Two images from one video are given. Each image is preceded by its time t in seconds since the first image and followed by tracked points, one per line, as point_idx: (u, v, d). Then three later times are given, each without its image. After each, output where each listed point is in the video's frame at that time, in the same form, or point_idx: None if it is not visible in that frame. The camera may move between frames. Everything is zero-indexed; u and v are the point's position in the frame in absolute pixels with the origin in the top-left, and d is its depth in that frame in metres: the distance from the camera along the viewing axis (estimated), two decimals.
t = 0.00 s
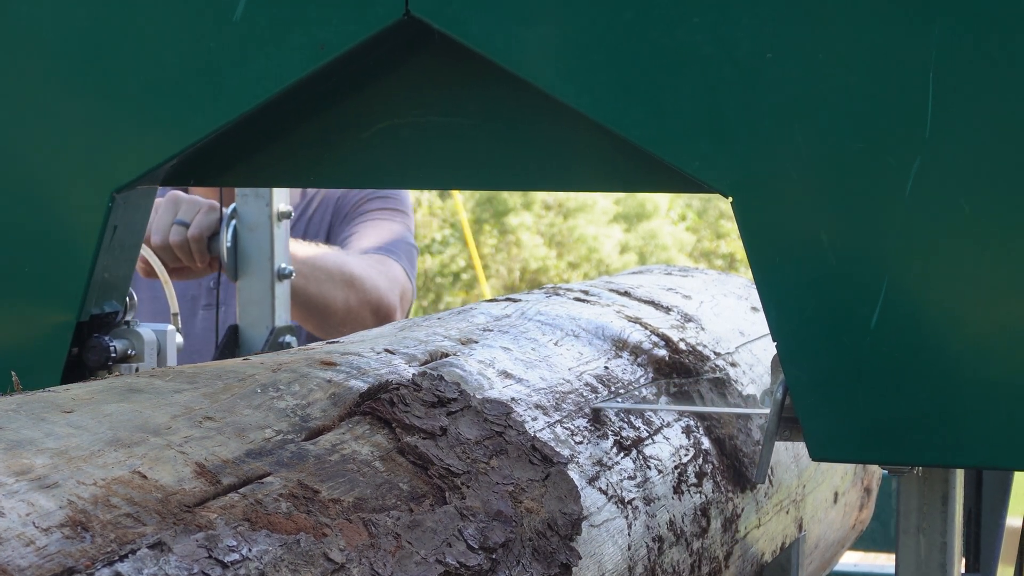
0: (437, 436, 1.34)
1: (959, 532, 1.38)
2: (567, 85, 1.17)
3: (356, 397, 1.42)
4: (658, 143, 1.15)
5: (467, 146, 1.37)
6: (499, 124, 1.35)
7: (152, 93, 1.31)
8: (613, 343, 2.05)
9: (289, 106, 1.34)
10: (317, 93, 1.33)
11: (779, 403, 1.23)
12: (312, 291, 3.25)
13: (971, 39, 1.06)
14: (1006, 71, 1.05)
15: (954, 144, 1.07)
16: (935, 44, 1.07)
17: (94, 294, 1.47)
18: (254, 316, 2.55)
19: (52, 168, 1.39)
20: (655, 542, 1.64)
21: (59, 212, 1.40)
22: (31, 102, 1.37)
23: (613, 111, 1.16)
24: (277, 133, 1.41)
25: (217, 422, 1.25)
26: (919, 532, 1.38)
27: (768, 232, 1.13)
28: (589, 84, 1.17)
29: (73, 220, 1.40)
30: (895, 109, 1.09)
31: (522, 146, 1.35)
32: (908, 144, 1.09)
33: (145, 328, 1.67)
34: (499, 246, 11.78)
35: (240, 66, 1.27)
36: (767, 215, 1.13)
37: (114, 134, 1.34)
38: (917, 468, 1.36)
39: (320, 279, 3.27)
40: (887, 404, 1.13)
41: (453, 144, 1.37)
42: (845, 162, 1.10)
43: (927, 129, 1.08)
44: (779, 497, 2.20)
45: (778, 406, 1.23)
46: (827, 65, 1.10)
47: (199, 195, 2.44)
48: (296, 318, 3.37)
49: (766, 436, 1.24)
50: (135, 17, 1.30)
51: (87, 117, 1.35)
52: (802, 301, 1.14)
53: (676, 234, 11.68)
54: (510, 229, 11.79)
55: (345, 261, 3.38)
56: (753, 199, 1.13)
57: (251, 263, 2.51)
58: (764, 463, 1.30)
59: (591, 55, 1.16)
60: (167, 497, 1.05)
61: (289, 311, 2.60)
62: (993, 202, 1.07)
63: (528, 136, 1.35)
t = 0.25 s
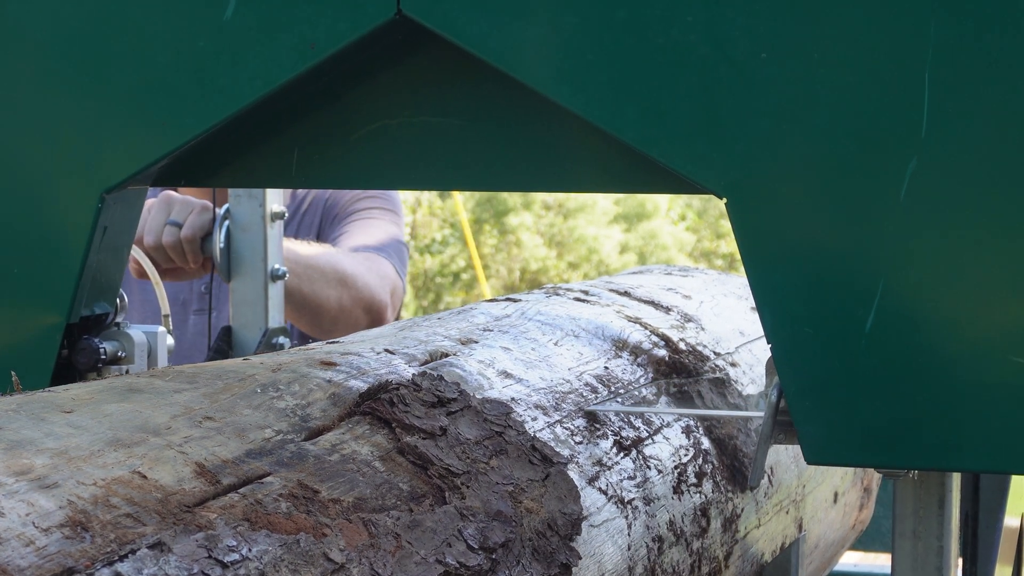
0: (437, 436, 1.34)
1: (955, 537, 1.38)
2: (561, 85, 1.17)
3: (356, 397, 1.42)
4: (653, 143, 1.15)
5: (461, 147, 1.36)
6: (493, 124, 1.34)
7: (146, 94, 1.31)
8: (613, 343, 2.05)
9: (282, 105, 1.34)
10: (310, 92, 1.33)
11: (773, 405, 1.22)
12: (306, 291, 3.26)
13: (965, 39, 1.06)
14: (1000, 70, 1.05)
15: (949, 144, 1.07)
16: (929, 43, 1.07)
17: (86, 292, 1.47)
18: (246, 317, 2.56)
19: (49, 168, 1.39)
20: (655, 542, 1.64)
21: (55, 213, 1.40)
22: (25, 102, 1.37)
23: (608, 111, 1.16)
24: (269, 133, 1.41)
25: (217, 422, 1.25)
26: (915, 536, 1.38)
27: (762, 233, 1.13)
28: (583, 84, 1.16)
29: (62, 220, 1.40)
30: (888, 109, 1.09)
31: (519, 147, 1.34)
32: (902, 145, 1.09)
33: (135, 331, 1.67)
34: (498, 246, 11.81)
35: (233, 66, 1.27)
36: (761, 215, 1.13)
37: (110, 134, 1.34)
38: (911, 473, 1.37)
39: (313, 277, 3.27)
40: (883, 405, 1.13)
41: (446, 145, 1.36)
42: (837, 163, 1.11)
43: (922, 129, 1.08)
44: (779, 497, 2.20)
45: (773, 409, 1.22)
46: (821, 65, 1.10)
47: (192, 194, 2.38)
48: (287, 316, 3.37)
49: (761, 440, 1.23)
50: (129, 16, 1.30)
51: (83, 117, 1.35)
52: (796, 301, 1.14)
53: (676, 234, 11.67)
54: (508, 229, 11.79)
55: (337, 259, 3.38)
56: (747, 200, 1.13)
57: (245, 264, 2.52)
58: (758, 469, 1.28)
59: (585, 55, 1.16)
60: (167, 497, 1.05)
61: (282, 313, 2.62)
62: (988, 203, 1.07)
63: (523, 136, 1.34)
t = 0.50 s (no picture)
0: (437, 436, 1.34)
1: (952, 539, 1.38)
2: (555, 85, 1.17)
3: (357, 397, 1.42)
4: (648, 143, 1.15)
5: (456, 147, 1.36)
6: (488, 124, 1.34)
7: (140, 94, 1.30)
8: (613, 343, 2.05)
9: (276, 104, 1.35)
10: (303, 91, 1.33)
11: (769, 408, 1.22)
12: (299, 291, 3.25)
13: (962, 39, 1.06)
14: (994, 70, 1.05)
15: (943, 143, 1.07)
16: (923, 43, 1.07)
17: (76, 292, 1.47)
18: (240, 318, 2.55)
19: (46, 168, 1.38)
20: (655, 542, 1.64)
21: (50, 214, 1.39)
22: (21, 103, 1.36)
23: (602, 111, 1.16)
24: (262, 132, 1.41)
25: (217, 422, 1.25)
26: (911, 540, 1.38)
27: (756, 233, 1.13)
28: (578, 84, 1.16)
29: (53, 221, 1.40)
30: (883, 109, 1.09)
31: (517, 147, 1.34)
32: (896, 144, 1.09)
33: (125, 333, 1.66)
34: (499, 248, 11.47)
35: (225, 66, 1.26)
36: (755, 215, 1.13)
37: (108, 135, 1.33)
38: (907, 477, 1.36)
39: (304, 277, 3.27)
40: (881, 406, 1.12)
41: (441, 145, 1.36)
42: (831, 162, 1.11)
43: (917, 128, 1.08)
44: (778, 496, 2.20)
45: (768, 412, 1.23)
46: (816, 64, 1.10)
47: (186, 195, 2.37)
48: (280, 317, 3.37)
49: (756, 442, 1.24)
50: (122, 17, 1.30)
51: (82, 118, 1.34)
52: (789, 300, 1.14)
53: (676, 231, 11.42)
54: (508, 229, 11.45)
55: (328, 258, 3.37)
56: (741, 200, 1.13)
57: (238, 265, 2.52)
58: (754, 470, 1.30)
59: (579, 55, 1.16)
60: (167, 497, 1.05)
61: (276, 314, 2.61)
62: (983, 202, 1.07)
63: (519, 136, 1.33)
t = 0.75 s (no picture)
0: (437, 436, 1.34)
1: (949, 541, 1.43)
2: (548, 85, 1.16)
3: (356, 397, 1.42)
4: (643, 144, 1.14)
5: (452, 147, 1.35)
6: (484, 124, 1.34)
7: (128, 94, 1.29)
8: (613, 343, 2.05)
9: (268, 102, 1.34)
10: (296, 89, 1.32)
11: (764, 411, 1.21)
12: (292, 289, 3.24)
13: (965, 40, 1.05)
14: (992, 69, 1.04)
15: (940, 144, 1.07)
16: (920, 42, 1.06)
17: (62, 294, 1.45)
18: (232, 319, 2.54)
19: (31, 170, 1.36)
20: (655, 542, 1.64)
21: (40, 216, 1.38)
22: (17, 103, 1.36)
23: (597, 111, 1.15)
24: (254, 131, 1.40)
25: (217, 422, 1.25)
26: (907, 543, 1.45)
27: (751, 233, 1.12)
28: (572, 84, 1.15)
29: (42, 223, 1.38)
30: (879, 109, 1.08)
31: (515, 147, 1.33)
32: (893, 145, 1.08)
33: (115, 335, 1.67)
34: (500, 248, 11.26)
35: (215, 66, 1.25)
36: (749, 216, 1.12)
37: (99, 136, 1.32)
38: (903, 480, 1.43)
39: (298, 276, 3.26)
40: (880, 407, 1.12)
41: (436, 145, 1.36)
42: (827, 162, 1.10)
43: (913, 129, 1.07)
44: (778, 496, 2.20)
45: (762, 415, 1.22)
46: (812, 64, 1.09)
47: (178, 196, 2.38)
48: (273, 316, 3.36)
49: (750, 446, 1.23)
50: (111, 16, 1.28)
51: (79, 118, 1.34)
52: (783, 302, 1.13)
53: (676, 231, 11.31)
54: (509, 229, 11.21)
55: (319, 256, 3.37)
56: (736, 201, 1.12)
57: (231, 266, 2.51)
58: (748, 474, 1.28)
59: (573, 55, 1.15)
60: (167, 497, 1.05)
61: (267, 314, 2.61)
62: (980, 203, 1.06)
63: (516, 136, 1.33)
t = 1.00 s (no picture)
0: (437, 436, 1.34)
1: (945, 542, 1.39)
2: (539, 84, 1.14)
3: (356, 397, 1.42)
4: (635, 144, 1.12)
5: (442, 148, 1.34)
6: (478, 125, 1.32)
7: (120, 94, 1.28)
8: (613, 343, 2.05)
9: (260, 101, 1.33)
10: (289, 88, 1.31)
11: (758, 413, 1.19)
12: (286, 288, 3.21)
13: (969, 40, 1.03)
14: (990, 69, 1.02)
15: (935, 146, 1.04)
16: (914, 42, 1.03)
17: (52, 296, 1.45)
18: (225, 320, 2.53)
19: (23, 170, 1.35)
20: (655, 542, 1.64)
21: (32, 216, 1.37)
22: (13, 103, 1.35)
23: (590, 110, 1.13)
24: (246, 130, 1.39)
25: (217, 422, 1.25)
26: (903, 547, 1.39)
27: (744, 232, 1.10)
28: (564, 84, 1.13)
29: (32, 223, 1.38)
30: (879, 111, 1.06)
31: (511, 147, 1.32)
32: (887, 145, 1.06)
33: (105, 336, 1.64)
34: (500, 248, 11.23)
35: (206, 65, 1.24)
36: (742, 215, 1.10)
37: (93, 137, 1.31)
38: (899, 483, 1.38)
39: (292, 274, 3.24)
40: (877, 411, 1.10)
41: (428, 145, 1.34)
42: (821, 162, 1.07)
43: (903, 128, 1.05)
44: (778, 496, 2.20)
45: (756, 416, 1.19)
46: (805, 64, 1.07)
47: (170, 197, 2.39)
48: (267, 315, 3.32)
49: (745, 449, 1.21)
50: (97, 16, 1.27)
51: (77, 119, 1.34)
52: (775, 302, 1.11)
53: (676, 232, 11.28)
54: (509, 229, 11.16)
55: (312, 254, 3.35)
56: (728, 200, 1.10)
57: (223, 266, 2.50)
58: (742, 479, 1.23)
59: (564, 53, 1.13)
60: (167, 497, 1.05)
61: (261, 316, 2.59)
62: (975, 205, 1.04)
63: (509, 135, 1.31)
